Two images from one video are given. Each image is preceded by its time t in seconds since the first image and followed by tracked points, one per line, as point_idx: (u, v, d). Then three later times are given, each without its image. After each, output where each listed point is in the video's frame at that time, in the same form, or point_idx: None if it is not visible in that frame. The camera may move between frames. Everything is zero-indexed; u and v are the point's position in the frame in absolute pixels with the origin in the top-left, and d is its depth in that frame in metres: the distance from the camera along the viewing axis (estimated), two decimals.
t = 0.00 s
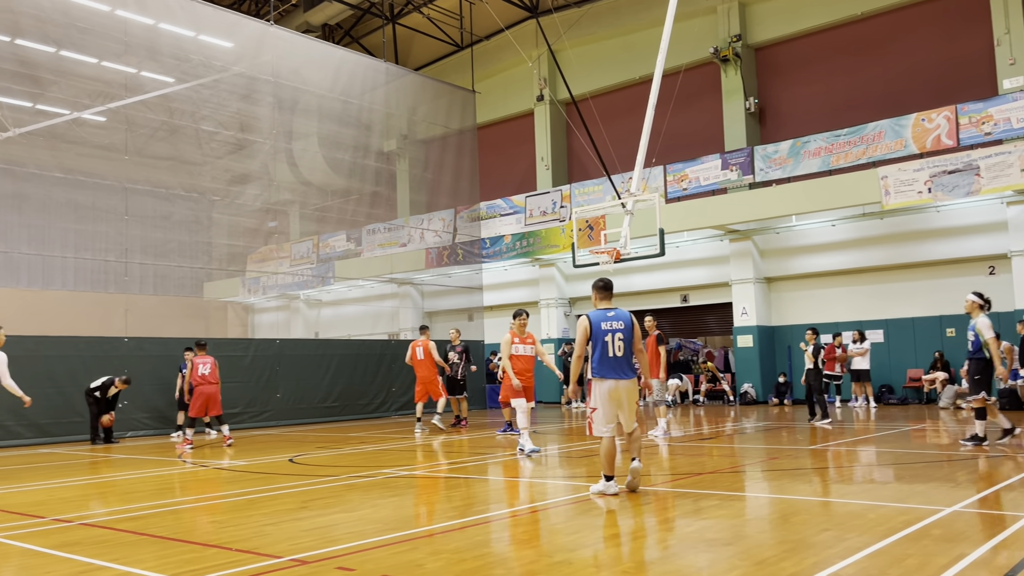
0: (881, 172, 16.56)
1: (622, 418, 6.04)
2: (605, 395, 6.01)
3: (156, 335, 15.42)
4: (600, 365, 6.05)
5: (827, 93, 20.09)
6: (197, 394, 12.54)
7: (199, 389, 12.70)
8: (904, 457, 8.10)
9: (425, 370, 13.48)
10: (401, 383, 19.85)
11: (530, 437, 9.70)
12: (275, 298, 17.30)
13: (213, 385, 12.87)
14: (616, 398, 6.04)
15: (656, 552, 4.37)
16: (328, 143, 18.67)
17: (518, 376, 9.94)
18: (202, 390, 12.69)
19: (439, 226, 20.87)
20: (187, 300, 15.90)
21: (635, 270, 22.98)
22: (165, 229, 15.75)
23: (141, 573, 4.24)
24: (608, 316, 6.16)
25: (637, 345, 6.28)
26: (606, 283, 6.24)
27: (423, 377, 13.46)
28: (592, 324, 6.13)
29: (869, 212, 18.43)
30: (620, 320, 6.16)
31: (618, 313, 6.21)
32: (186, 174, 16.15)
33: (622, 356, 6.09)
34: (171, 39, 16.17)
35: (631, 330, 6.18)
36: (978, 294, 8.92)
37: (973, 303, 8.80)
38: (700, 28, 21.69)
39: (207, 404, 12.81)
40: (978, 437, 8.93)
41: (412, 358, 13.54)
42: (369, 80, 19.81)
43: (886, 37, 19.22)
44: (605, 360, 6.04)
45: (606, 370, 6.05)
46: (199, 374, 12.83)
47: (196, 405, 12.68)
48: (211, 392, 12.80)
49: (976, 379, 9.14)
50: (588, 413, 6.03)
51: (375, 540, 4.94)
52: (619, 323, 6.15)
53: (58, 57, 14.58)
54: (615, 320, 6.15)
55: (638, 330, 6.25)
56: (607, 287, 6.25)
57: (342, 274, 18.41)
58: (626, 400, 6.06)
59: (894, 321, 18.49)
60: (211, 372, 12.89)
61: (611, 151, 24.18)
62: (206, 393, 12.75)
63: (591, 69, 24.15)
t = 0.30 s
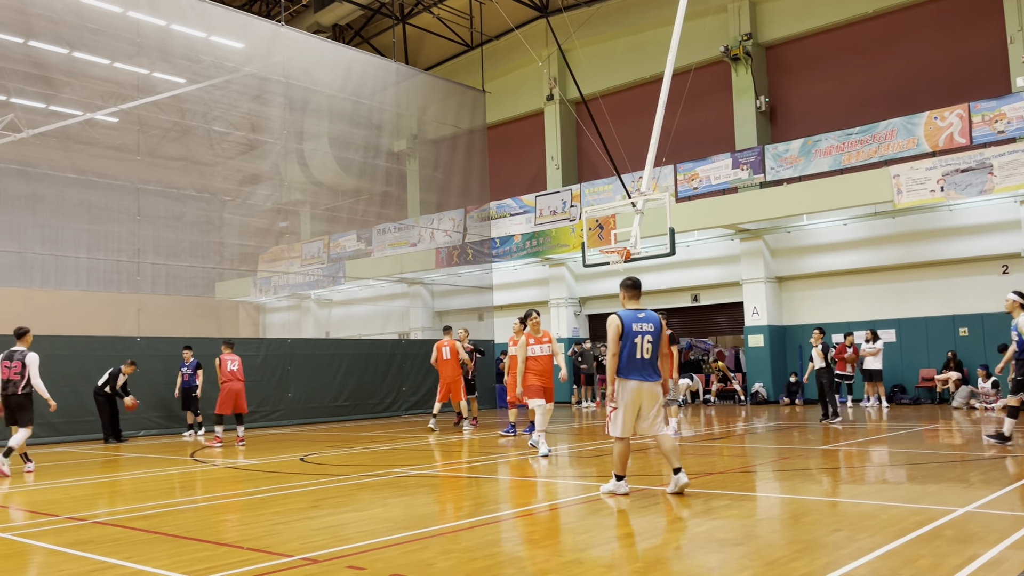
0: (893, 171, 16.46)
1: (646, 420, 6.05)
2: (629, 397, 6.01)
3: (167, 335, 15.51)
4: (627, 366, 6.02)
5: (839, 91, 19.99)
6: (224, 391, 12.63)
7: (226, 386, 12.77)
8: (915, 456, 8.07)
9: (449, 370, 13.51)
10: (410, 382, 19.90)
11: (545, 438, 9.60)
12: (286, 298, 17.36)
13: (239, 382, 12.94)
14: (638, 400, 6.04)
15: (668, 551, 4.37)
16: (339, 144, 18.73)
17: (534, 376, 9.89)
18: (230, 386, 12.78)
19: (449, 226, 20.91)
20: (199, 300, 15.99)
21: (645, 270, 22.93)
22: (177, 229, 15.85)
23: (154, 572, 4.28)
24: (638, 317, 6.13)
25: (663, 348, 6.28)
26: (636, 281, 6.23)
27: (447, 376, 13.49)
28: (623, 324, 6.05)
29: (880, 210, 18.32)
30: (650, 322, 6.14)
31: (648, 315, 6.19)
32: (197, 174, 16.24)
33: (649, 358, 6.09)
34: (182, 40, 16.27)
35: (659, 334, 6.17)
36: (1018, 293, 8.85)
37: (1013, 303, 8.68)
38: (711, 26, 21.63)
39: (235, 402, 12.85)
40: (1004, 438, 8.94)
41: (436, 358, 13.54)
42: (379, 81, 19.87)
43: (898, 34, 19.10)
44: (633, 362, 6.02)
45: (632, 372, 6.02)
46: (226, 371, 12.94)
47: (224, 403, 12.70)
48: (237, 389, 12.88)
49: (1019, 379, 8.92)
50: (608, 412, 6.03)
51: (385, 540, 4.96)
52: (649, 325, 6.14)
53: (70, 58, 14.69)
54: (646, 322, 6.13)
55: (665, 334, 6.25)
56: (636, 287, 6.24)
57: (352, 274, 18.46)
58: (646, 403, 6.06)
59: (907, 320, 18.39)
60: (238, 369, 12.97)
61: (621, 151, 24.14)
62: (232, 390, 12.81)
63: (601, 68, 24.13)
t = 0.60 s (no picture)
0: (903, 170, 16.35)
1: (681, 418, 6.02)
2: (667, 392, 5.99)
3: (176, 335, 15.56)
4: (668, 361, 5.98)
5: (849, 89, 19.89)
6: (240, 391, 12.65)
7: (242, 386, 12.78)
8: (926, 456, 8.03)
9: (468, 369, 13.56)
10: (419, 382, 19.93)
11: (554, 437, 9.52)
12: (294, 298, 17.41)
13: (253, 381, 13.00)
14: (677, 396, 6.02)
15: (676, 552, 4.36)
16: (347, 143, 18.77)
17: (547, 374, 9.52)
18: (244, 386, 12.83)
19: (457, 225, 20.94)
20: (208, 299, 16.05)
21: (654, 269, 22.88)
22: (186, 229, 15.91)
23: (164, 570, 4.29)
24: (678, 313, 6.11)
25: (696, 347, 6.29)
26: (673, 280, 6.22)
27: (465, 374, 13.53)
28: (664, 318, 6.01)
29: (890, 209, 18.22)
30: (688, 318, 6.14)
31: (685, 311, 6.19)
32: (206, 174, 16.30)
33: (687, 355, 6.07)
34: (191, 41, 16.33)
35: (695, 331, 6.18)
36: None
37: None
38: (719, 25, 21.55)
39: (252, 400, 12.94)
40: None
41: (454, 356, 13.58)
42: (387, 80, 19.89)
43: (908, 33, 18.99)
44: (674, 357, 5.98)
45: (672, 367, 5.98)
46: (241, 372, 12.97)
47: (240, 402, 12.77)
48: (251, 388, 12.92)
49: None
50: (641, 407, 6.02)
51: (394, 539, 4.96)
52: (687, 321, 6.13)
53: (81, 58, 14.77)
54: (683, 317, 6.12)
55: (699, 332, 6.26)
56: (673, 285, 6.22)
57: (361, 273, 18.48)
58: (684, 401, 6.04)
59: (917, 320, 18.30)
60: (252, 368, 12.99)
61: (629, 150, 24.09)
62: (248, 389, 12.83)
63: (609, 67, 24.09)
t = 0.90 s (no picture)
0: (912, 169, 16.25)
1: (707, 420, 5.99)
2: (692, 395, 5.93)
3: (182, 334, 15.59)
4: (691, 362, 5.94)
5: (858, 88, 19.81)
6: (255, 390, 12.64)
7: (257, 386, 12.74)
8: (934, 457, 8.00)
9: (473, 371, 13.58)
10: (426, 382, 19.95)
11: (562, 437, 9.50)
12: (301, 297, 17.44)
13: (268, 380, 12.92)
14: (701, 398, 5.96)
15: (683, 552, 4.35)
16: (354, 143, 18.81)
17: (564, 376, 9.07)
18: (260, 385, 12.78)
19: (464, 225, 20.96)
20: (215, 299, 16.11)
21: (661, 269, 22.85)
22: (193, 229, 15.97)
23: (172, 569, 4.31)
24: (702, 313, 6.08)
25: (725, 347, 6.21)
26: (700, 278, 6.18)
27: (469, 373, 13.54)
28: (685, 318, 6.01)
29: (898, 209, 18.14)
30: (713, 318, 6.11)
31: (711, 311, 6.15)
32: (213, 174, 16.35)
33: (710, 355, 6.02)
34: (199, 41, 16.39)
35: (719, 331, 6.15)
36: None
37: None
38: (726, 24, 21.52)
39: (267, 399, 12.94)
40: None
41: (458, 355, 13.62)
42: (394, 80, 19.93)
43: (917, 31, 18.91)
44: (696, 358, 5.94)
45: (696, 368, 5.94)
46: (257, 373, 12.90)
47: (255, 401, 12.78)
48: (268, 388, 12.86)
49: None
50: (674, 412, 5.93)
51: (400, 539, 4.97)
52: (711, 321, 6.10)
53: (89, 59, 14.84)
54: (708, 318, 6.09)
55: (725, 333, 6.22)
56: (699, 282, 6.17)
57: (367, 273, 18.50)
58: (709, 403, 5.99)
59: (925, 320, 18.22)
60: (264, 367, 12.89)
61: (636, 149, 24.06)
62: (263, 388, 12.79)
63: (616, 67, 24.06)
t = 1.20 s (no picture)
0: (918, 169, 16.18)
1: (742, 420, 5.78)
2: (725, 395, 5.73)
3: (189, 334, 15.63)
4: (718, 360, 5.78)
5: (865, 87, 19.74)
6: (266, 390, 12.68)
7: (268, 385, 12.78)
8: (941, 457, 7.98)
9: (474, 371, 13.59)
10: (431, 381, 19.97)
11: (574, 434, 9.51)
12: (307, 297, 17.47)
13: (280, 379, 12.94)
14: (734, 399, 5.76)
15: (688, 552, 4.36)
16: (360, 143, 18.84)
17: (584, 374, 8.93)
18: (271, 385, 12.80)
19: (470, 225, 20.99)
20: (222, 299, 16.16)
21: (666, 269, 22.83)
22: (200, 229, 16.02)
23: (179, 568, 4.34)
24: (723, 310, 5.89)
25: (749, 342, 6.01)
26: (713, 276, 6.07)
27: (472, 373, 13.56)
28: (707, 317, 5.82)
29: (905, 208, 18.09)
30: (735, 315, 5.90)
31: (732, 307, 5.94)
32: (219, 175, 16.39)
33: (737, 352, 5.83)
34: (205, 41, 16.44)
35: (743, 327, 5.93)
36: None
37: None
38: (732, 24, 21.48)
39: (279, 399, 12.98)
40: None
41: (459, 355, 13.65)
42: (400, 80, 19.96)
43: (923, 31, 18.86)
44: (723, 356, 5.79)
45: (724, 367, 5.77)
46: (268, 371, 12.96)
47: (266, 400, 12.80)
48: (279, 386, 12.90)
49: None
50: (711, 415, 5.70)
51: (404, 538, 4.98)
52: (734, 318, 5.89)
53: (96, 60, 14.91)
54: (730, 314, 5.88)
55: (749, 329, 5.99)
56: (713, 281, 6.07)
57: (373, 273, 18.51)
58: (742, 401, 5.79)
59: (932, 319, 18.16)
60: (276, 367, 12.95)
61: (641, 149, 24.04)
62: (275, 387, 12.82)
63: (621, 66, 24.05)
